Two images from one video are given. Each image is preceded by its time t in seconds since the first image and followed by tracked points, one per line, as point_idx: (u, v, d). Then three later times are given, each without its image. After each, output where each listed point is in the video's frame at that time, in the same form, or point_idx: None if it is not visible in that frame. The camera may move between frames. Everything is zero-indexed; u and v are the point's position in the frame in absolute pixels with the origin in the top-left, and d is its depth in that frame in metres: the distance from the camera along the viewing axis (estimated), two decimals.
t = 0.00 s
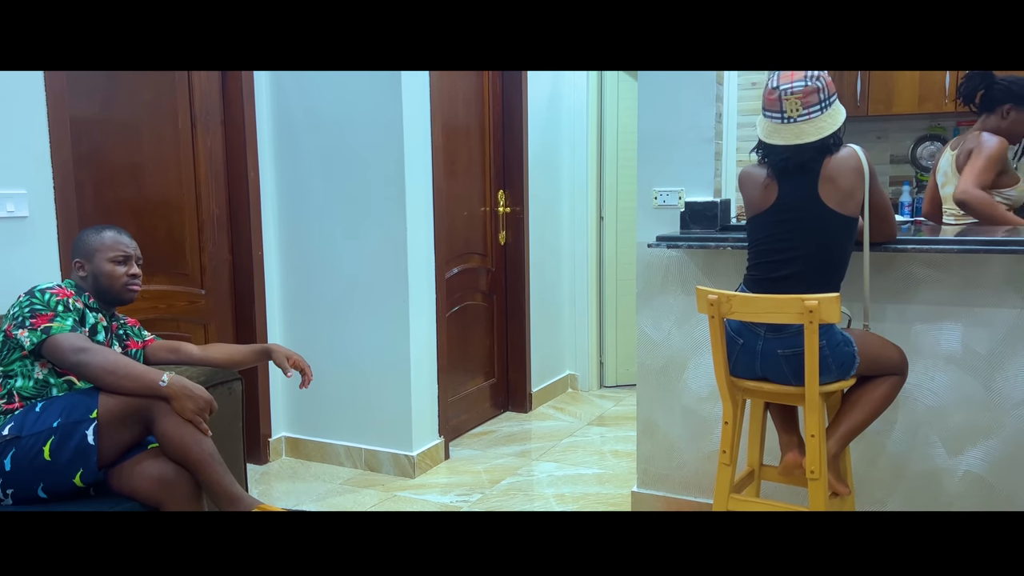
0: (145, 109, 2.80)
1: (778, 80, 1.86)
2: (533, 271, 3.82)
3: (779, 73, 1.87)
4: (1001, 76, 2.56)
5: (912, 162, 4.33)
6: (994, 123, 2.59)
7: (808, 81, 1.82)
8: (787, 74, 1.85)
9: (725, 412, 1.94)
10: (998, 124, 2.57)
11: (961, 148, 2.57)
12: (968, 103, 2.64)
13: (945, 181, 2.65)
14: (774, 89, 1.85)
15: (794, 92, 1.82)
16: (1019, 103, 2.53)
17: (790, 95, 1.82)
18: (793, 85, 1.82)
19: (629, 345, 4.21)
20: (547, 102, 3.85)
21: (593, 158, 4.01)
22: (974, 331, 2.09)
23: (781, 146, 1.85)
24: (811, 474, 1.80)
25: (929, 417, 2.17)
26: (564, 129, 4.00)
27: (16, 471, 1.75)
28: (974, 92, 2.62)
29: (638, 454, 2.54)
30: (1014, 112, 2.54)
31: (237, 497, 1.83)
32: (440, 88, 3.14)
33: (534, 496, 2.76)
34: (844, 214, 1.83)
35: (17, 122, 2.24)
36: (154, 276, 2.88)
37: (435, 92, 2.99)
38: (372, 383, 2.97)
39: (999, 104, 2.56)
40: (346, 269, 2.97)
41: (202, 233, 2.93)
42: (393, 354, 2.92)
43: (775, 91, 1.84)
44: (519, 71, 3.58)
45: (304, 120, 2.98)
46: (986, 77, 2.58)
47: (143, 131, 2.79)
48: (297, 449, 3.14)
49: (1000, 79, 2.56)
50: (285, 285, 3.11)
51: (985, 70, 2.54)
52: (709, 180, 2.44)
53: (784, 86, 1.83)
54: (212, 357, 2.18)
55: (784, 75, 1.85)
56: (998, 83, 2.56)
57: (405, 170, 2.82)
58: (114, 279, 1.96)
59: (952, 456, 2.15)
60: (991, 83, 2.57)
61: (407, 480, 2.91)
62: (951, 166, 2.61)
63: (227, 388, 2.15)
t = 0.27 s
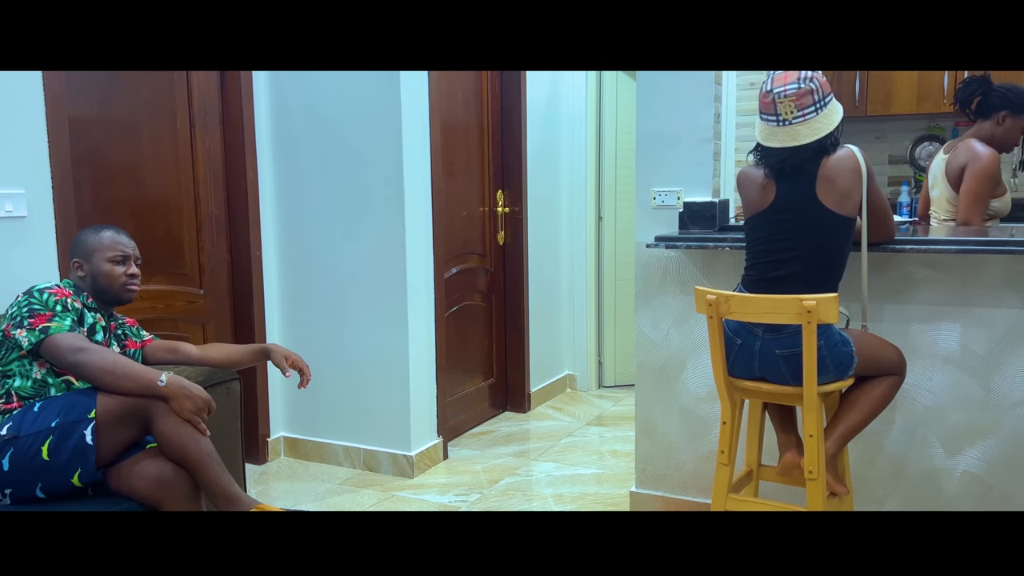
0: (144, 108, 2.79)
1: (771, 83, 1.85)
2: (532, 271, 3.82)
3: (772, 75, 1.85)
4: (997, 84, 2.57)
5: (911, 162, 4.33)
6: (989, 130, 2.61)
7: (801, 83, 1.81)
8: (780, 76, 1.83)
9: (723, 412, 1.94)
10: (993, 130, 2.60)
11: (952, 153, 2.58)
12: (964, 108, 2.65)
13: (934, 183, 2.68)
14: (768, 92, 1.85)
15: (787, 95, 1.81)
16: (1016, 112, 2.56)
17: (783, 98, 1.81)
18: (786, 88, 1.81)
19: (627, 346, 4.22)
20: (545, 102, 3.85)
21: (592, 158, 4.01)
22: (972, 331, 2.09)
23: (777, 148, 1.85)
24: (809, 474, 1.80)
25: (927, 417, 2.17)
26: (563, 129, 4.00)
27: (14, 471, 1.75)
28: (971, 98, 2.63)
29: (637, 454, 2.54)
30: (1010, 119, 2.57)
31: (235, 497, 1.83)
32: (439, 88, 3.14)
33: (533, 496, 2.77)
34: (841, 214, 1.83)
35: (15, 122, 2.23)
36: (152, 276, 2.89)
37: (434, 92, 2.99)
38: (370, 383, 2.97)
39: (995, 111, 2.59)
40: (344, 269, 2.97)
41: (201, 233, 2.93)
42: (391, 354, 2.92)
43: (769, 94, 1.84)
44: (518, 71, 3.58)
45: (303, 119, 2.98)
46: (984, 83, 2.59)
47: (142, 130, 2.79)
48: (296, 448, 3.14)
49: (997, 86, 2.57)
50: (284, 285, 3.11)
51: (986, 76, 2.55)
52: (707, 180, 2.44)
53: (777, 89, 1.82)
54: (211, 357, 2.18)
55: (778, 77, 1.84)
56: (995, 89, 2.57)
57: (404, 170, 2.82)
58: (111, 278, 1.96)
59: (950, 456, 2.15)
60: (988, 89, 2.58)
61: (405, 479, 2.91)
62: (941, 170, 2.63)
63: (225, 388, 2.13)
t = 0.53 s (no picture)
0: (142, 108, 2.79)
1: (771, 84, 1.86)
2: (530, 271, 3.82)
3: (772, 77, 1.86)
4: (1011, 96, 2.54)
5: (909, 163, 4.34)
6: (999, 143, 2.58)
7: (801, 85, 1.81)
8: (780, 78, 1.84)
9: (722, 412, 1.94)
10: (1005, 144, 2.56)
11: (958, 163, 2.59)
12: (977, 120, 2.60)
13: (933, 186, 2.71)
14: (768, 93, 1.85)
15: (787, 96, 1.81)
16: None
17: (783, 99, 1.82)
18: (786, 89, 1.82)
19: (626, 346, 4.22)
20: (544, 102, 3.85)
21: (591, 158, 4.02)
22: (970, 331, 2.09)
23: (777, 149, 1.86)
24: (808, 474, 1.80)
25: (925, 418, 2.17)
26: (561, 130, 4.00)
27: (11, 471, 1.74)
28: (984, 111, 2.59)
29: (635, 454, 2.55)
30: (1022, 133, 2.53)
31: (234, 497, 1.83)
32: (438, 88, 3.14)
33: (531, 496, 2.77)
34: (840, 214, 1.83)
35: (14, 122, 2.23)
36: (151, 276, 2.88)
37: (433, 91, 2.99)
38: (369, 383, 2.97)
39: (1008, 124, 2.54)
40: (343, 269, 2.96)
41: (199, 232, 2.92)
42: (390, 354, 2.92)
43: (769, 96, 1.84)
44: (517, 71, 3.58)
45: (301, 119, 2.98)
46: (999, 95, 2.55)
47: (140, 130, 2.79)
48: (294, 448, 3.14)
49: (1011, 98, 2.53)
50: (282, 285, 3.11)
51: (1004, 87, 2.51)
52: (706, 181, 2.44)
53: (776, 90, 1.83)
54: (209, 357, 2.18)
55: (777, 79, 1.85)
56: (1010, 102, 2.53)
57: (403, 170, 2.81)
58: (110, 278, 1.96)
59: (949, 457, 2.16)
60: (1004, 102, 2.54)
61: (404, 480, 2.91)
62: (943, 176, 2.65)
63: (224, 388, 2.13)
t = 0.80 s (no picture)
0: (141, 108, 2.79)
1: (771, 85, 1.86)
2: (529, 272, 3.82)
3: (772, 77, 1.87)
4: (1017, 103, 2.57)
5: (908, 164, 4.34)
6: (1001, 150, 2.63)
7: (801, 85, 1.81)
8: (780, 78, 1.84)
9: (720, 413, 1.95)
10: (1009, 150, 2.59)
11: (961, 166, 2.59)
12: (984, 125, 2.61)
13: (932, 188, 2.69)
14: (768, 94, 1.86)
15: (787, 97, 1.82)
16: None
17: (783, 100, 1.82)
18: (786, 90, 1.82)
19: (624, 347, 4.22)
20: (543, 102, 3.85)
21: (589, 160, 4.02)
22: (968, 333, 2.09)
23: (777, 150, 1.86)
24: (806, 475, 1.80)
25: (923, 419, 2.17)
26: (560, 131, 4.00)
27: (9, 471, 1.74)
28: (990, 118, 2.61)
29: (634, 455, 2.55)
30: None
31: (232, 498, 1.83)
32: (437, 89, 3.15)
33: (529, 497, 2.76)
34: (839, 216, 1.83)
35: (13, 122, 2.23)
36: (149, 276, 2.91)
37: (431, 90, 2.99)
38: (367, 384, 2.97)
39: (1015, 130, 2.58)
40: (341, 270, 2.96)
41: (197, 232, 2.92)
42: (389, 354, 2.91)
43: (769, 97, 1.85)
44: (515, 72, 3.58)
45: (300, 120, 2.98)
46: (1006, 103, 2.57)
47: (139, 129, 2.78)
48: (292, 449, 3.13)
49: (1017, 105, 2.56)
50: (281, 285, 3.10)
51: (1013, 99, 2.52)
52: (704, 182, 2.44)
53: (777, 91, 1.83)
54: (207, 357, 2.17)
55: (778, 80, 1.85)
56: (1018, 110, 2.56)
57: (401, 171, 2.81)
58: (108, 279, 1.95)
59: (947, 458, 2.16)
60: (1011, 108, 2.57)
61: (402, 481, 2.91)
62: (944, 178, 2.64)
63: (222, 389, 2.12)
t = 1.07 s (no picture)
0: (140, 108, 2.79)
1: (772, 86, 1.87)
2: (527, 273, 3.82)
3: (773, 78, 1.87)
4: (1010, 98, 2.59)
5: (906, 166, 4.35)
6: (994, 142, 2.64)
7: (801, 86, 1.82)
8: (780, 79, 1.85)
9: (718, 414, 1.95)
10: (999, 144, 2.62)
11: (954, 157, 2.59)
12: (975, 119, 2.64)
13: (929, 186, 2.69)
14: (768, 95, 1.86)
15: (787, 98, 1.82)
16: (1020, 127, 2.60)
17: (783, 101, 1.82)
18: (786, 91, 1.82)
19: (623, 349, 4.22)
20: (543, 104, 3.85)
21: (588, 161, 4.02)
22: (966, 335, 2.09)
23: (776, 151, 1.86)
24: (804, 477, 1.80)
25: (921, 421, 2.17)
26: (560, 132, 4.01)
27: (6, 472, 1.74)
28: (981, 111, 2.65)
29: (632, 457, 2.54)
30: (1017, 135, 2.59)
31: (229, 499, 1.82)
32: (436, 89, 3.15)
33: (527, 499, 2.76)
34: (837, 218, 1.84)
35: (11, 121, 2.23)
36: (147, 276, 2.90)
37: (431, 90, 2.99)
38: (366, 384, 2.96)
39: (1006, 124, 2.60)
40: (340, 271, 2.96)
41: (196, 232, 2.92)
42: (387, 355, 2.91)
43: (769, 97, 1.85)
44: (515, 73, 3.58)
45: (299, 121, 2.98)
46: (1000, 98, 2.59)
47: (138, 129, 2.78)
48: (290, 450, 3.13)
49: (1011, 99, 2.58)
50: (280, 286, 3.10)
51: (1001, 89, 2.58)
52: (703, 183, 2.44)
53: (777, 92, 1.83)
54: (205, 357, 2.17)
55: (778, 81, 1.85)
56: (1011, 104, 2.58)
57: (400, 172, 2.81)
58: (107, 278, 1.95)
59: (945, 460, 2.16)
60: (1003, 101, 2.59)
61: (400, 482, 2.91)
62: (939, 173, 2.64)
63: (220, 389, 2.12)
